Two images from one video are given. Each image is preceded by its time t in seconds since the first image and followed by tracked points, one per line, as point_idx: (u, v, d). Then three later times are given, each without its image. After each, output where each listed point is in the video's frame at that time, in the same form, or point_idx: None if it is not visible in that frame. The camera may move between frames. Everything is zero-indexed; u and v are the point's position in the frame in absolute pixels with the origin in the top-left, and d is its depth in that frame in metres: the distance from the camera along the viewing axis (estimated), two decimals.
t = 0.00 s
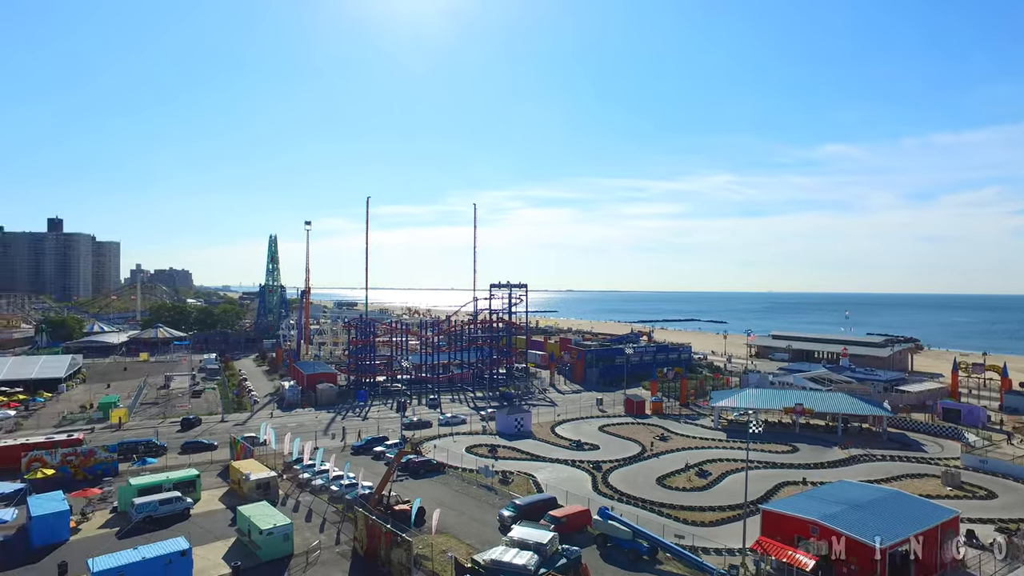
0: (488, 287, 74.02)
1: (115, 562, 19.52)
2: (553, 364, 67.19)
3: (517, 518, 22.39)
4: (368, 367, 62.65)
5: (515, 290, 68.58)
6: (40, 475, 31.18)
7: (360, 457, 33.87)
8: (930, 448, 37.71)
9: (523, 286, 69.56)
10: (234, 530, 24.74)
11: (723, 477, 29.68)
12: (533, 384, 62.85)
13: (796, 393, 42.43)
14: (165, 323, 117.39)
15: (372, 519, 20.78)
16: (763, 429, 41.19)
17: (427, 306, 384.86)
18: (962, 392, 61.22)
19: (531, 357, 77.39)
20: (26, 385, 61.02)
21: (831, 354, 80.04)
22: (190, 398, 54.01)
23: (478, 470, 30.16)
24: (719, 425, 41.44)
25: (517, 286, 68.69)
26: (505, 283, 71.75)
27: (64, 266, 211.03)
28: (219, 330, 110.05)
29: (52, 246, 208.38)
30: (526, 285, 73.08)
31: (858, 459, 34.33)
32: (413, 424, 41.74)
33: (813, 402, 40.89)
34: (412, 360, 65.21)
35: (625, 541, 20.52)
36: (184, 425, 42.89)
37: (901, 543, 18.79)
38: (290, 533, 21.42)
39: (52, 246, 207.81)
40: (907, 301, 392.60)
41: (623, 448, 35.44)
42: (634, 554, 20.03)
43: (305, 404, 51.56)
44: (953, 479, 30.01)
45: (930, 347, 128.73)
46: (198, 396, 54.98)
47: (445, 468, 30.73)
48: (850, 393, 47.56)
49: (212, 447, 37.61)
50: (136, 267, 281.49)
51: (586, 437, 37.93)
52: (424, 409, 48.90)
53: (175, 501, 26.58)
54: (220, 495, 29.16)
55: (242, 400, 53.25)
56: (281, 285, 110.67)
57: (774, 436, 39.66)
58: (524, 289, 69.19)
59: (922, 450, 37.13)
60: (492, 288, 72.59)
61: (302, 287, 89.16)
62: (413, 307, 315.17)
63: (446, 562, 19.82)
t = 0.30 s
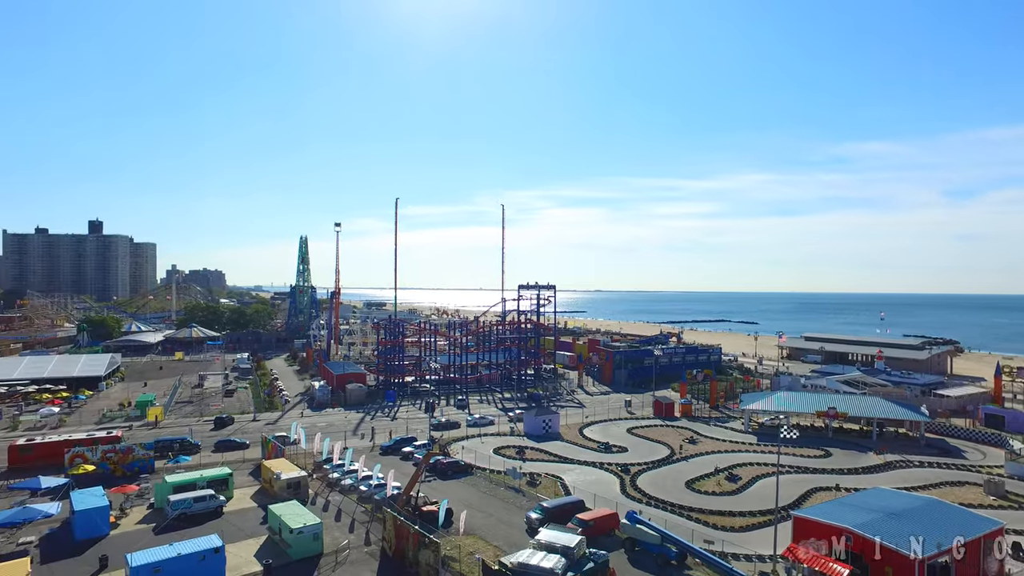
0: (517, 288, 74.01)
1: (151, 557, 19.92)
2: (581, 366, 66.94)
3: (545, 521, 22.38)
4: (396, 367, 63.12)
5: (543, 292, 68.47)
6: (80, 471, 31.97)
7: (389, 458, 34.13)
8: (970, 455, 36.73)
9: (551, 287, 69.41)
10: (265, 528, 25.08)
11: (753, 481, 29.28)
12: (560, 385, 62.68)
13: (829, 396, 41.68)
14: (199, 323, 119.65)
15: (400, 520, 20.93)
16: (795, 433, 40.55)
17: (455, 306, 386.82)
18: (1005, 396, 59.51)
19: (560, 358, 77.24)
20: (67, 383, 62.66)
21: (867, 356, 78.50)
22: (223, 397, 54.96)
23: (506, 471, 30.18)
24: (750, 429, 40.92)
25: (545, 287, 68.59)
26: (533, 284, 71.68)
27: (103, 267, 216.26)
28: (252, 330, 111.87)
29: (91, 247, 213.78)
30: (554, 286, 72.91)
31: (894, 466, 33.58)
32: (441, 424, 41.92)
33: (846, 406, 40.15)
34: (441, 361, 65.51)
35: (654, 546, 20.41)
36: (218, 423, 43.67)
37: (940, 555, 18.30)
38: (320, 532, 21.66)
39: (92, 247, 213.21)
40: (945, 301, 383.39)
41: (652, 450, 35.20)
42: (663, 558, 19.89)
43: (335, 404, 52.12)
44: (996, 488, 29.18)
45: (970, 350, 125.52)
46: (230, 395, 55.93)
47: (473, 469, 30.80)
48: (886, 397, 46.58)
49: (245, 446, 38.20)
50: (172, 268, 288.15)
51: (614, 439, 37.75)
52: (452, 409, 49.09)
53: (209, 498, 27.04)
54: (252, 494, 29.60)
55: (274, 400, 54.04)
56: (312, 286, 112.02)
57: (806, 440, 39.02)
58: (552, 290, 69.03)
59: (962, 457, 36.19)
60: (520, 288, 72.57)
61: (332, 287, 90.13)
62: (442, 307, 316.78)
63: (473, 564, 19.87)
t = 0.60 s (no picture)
0: (544, 289, 73.97)
1: (186, 554, 20.31)
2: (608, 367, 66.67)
3: (572, 525, 22.34)
4: (424, 368, 63.48)
5: (571, 293, 68.32)
6: (117, 468, 32.71)
7: (417, 459, 34.36)
8: (1010, 462, 35.79)
9: (579, 289, 69.22)
10: (295, 527, 25.41)
11: (784, 487, 28.88)
12: (588, 387, 62.49)
13: (862, 400, 40.93)
14: (231, 323, 121.64)
15: (428, 521, 21.05)
16: (827, 437, 39.90)
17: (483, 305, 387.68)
18: None
19: (587, 360, 77.02)
20: (105, 382, 64.18)
21: (902, 359, 76.94)
22: (254, 396, 55.80)
23: (533, 474, 30.17)
24: (780, 432, 40.37)
25: (573, 288, 68.41)
26: (560, 285, 71.56)
27: (139, 268, 220.96)
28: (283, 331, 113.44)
29: (128, 249, 218.56)
30: (581, 288, 72.72)
31: (930, 472, 32.86)
32: (468, 426, 42.06)
33: (880, 411, 39.41)
34: (468, 362, 65.71)
35: (682, 551, 20.26)
36: (249, 423, 44.35)
37: (980, 568, 17.83)
38: (348, 533, 21.87)
39: (128, 249, 217.91)
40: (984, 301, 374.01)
41: (680, 453, 34.91)
42: (691, 564, 19.73)
43: (363, 404, 52.60)
44: None
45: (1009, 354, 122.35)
46: (261, 395, 56.78)
47: (500, 471, 30.85)
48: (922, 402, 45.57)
49: (275, 446, 38.73)
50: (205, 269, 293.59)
51: (642, 442, 37.51)
52: (479, 411, 49.24)
53: (240, 497, 27.49)
54: (282, 493, 30.01)
55: (303, 399, 54.73)
56: (340, 287, 113.17)
57: (839, 445, 38.38)
58: (580, 291, 68.85)
59: (1001, 464, 35.29)
60: (547, 289, 72.51)
61: (361, 288, 90.99)
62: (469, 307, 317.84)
63: (500, 566, 19.90)
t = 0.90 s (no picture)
0: (569, 291, 73.76)
1: (216, 551, 20.62)
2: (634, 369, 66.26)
3: (597, 529, 22.24)
4: (450, 369, 63.72)
5: (597, 294, 68.04)
6: (152, 465, 33.36)
7: (442, 460, 34.51)
8: None
9: (605, 290, 68.89)
10: (322, 527, 25.68)
11: (813, 492, 28.44)
12: (614, 389, 62.18)
13: (895, 405, 40.13)
14: (261, 323, 123.22)
15: (453, 523, 21.12)
16: (859, 442, 39.20)
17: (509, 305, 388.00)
18: None
19: (613, 361, 76.66)
20: (140, 381, 65.49)
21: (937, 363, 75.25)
22: (283, 396, 56.48)
23: (558, 476, 30.13)
24: (810, 437, 39.77)
25: (599, 290, 68.12)
26: (586, 287, 71.31)
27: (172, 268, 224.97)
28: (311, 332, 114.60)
29: (161, 250, 222.74)
30: (607, 289, 72.37)
31: (966, 480, 32.11)
32: (493, 427, 42.11)
33: (914, 416, 38.62)
34: (493, 364, 65.78)
35: (708, 557, 20.08)
36: (277, 422, 44.91)
37: None
38: (375, 533, 22.03)
39: (162, 250, 222.03)
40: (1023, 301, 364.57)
41: (706, 457, 34.56)
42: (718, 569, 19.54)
43: (389, 405, 52.97)
44: None
45: None
46: (289, 395, 57.47)
47: (525, 473, 30.83)
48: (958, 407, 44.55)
49: (303, 446, 39.17)
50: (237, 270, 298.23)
51: (668, 445, 37.22)
52: (504, 412, 49.27)
53: (269, 496, 27.86)
54: (310, 493, 30.33)
55: (330, 400, 55.29)
56: (367, 288, 113.97)
57: (871, 450, 37.68)
58: (606, 292, 68.51)
59: None
60: (573, 291, 72.32)
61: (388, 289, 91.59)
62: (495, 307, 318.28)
63: (525, 569, 19.90)
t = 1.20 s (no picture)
0: (594, 292, 73.49)
1: (245, 550, 20.92)
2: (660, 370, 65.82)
3: (621, 532, 22.13)
4: (475, 370, 63.87)
5: (622, 295, 67.71)
6: (183, 464, 33.88)
7: (466, 461, 34.59)
8: None
9: (630, 291, 68.50)
10: (348, 527, 25.91)
11: (842, 498, 27.98)
12: (639, 391, 61.84)
13: (928, 410, 39.29)
14: (288, 324, 124.69)
15: (477, 525, 21.16)
16: (891, 448, 38.46)
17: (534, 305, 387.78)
18: None
19: (638, 363, 76.24)
20: (172, 380, 66.65)
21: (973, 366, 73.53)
22: (310, 396, 57.08)
23: (583, 478, 30.03)
24: (839, 441, 39.13)
25: (624, 291, 67.78)
26: (611, 288, 71.02)
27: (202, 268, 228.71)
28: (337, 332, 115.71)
29: (192, 251, 226.46)
30: (632, 290, 71.96)
31: (1003, 488, 31.34)
32: (518, 429, 42.11)
33: (948, 421, 37.78)
34: (518, 365, 65.79)
35: (735, 563, 19.94)
36: (304, 422, 45.38)
37: None
38: (400, 534, 22.16)
39: (192, 251, 225.89)
40: None
41: (733, 460, 34.19)
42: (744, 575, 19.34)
43: (415, 406, 53.29)
44: None
45: None
46: (316, 395, 58.08)
47: (549, 475, 30.78)
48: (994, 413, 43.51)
49: (329, 446, 39.55)
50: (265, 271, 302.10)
51: (694, 448, 36.90)
52: (529, 413, 49.26)
53: (296, 496, 28.16)
54: (336, 493, 30.60)
55: (356, 400, 55.76)
56: (393, 288, 114.70)
57: (903, 456, 36.94)
58: (631, 293, 68.13)
59: None
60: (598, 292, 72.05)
61: (413, 290, 92.14)
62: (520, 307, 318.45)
63: (549, 572, 19.86)
